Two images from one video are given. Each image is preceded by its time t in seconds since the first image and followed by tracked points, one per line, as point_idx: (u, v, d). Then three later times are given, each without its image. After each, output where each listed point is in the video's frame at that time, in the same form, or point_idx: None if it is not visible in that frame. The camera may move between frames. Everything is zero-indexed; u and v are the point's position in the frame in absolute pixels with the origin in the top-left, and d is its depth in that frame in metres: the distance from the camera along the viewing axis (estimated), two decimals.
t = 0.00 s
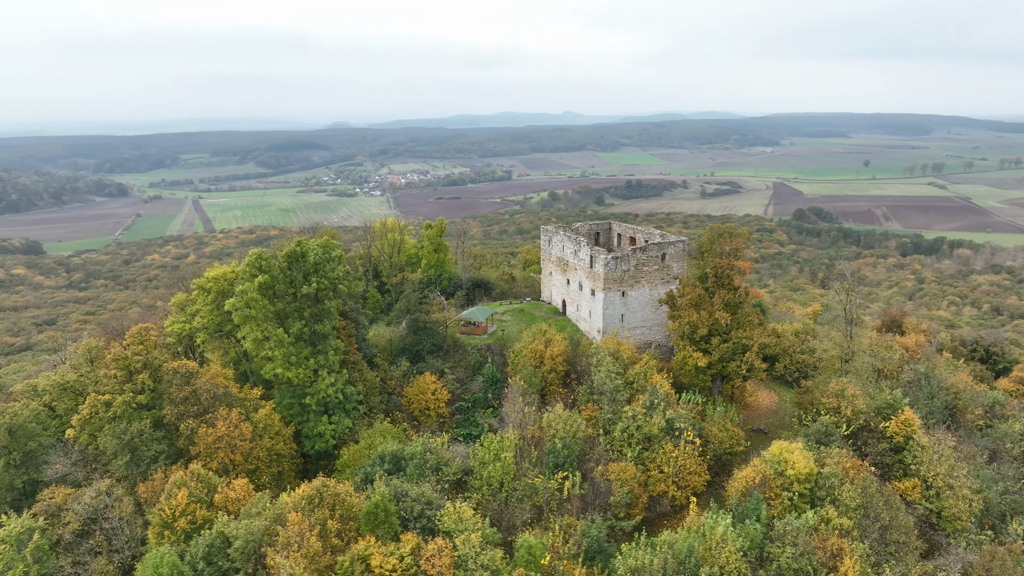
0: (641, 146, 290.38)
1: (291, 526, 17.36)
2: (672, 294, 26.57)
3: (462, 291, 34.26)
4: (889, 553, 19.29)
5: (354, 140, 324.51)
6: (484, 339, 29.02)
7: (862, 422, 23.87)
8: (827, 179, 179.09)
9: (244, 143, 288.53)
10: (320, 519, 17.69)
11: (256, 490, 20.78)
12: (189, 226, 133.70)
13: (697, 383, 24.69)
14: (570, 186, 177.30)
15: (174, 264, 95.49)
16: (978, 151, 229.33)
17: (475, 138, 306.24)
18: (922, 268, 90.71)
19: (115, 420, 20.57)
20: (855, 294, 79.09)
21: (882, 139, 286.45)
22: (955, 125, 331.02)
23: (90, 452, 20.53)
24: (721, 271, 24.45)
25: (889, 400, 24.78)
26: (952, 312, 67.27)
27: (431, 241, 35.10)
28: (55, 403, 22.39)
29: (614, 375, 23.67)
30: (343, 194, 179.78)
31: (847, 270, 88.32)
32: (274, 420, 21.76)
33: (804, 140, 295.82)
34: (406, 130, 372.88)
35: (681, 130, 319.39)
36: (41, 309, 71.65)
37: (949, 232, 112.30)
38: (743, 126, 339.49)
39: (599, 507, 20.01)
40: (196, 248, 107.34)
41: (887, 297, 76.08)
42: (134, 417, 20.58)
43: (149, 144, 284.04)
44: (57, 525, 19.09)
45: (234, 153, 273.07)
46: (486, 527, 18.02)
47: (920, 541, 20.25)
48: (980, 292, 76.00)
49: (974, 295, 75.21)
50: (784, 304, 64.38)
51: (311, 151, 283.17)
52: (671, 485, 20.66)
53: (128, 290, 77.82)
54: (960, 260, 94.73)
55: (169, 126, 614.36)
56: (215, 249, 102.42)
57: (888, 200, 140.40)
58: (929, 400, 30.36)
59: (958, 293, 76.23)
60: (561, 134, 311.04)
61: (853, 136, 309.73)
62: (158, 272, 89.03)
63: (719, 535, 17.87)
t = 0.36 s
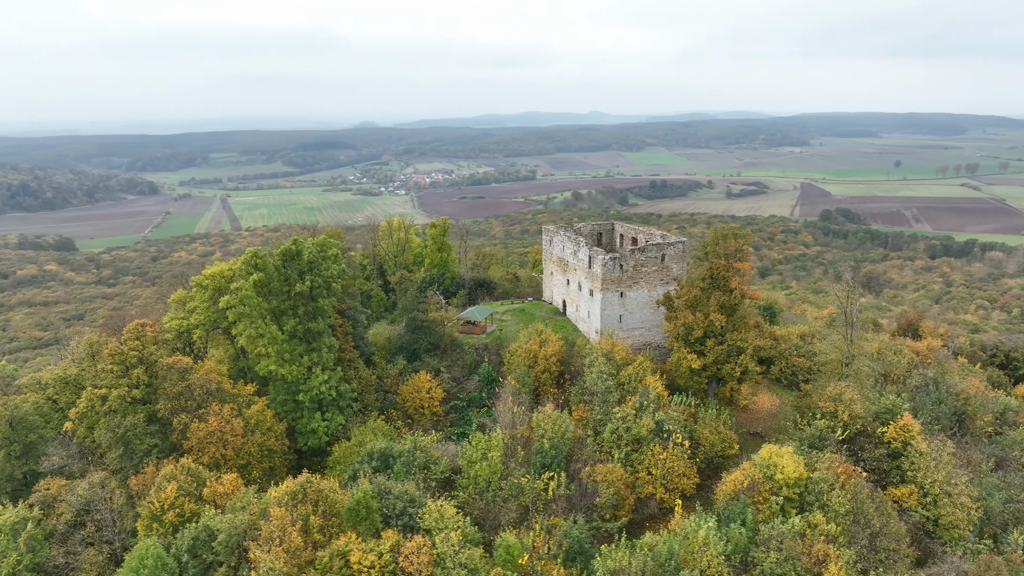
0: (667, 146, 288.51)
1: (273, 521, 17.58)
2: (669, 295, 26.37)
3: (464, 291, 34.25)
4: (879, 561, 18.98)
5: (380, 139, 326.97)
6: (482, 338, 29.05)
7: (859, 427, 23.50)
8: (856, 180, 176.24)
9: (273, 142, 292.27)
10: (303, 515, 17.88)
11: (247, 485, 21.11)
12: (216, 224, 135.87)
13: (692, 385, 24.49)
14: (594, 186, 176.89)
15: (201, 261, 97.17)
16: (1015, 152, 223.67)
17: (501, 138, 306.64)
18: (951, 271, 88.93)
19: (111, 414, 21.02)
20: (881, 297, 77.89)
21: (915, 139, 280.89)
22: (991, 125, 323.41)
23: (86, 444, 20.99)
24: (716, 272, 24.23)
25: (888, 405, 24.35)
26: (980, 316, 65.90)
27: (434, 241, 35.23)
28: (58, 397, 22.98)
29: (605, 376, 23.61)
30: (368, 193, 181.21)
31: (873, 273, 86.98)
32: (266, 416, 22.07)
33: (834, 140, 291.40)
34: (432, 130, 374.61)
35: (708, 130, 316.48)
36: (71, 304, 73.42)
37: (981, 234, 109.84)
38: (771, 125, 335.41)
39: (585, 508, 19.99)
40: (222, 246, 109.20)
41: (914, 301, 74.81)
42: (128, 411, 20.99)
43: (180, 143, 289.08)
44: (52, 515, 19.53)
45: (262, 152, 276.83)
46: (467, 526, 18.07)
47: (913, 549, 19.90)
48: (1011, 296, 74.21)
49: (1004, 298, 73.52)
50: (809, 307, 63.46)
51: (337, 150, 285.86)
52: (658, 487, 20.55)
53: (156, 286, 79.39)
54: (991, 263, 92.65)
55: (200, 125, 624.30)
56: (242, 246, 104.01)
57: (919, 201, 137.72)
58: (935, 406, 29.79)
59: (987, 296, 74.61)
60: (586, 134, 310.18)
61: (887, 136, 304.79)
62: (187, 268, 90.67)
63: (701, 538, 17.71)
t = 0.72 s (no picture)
0: (693, 146, 286.18)
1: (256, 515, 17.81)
2: (665, 295, 26.24)
3: (465, 291, 34.32)
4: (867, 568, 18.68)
5: (406, 138, 328.92)
6: (479, 338, 29.08)
7: (855, 432, 23.17)
8: (885, 181, 173.15)
9: (300, 142, 295.75)
10: (286, 510, 18.11)
11: (238, 479, 21.43)
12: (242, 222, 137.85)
13: (686, 388, 24.34)
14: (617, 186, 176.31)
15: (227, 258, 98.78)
16: None
17: (525, 138, 306.51)
18: (980, 274, 87.06)
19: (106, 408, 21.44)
20: (906, 300, 76.67)
21: (949, 139, 274.96)
22: None
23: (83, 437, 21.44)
24: (711, 274, 24.06)
25: (886, 410, 23.93)
26: (1010, 321, 64.49)
27: (436, 240, 35.33)
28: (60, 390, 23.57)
29: (596, 377, 23.54)
30: (392, 192, 182.37)
31: (899, 276, 85.55)
32: (258, 412, 22.39)
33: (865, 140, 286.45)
34: (457, 129, 375.91)
35: (735, 130, 313.14)
36: (101, 300, 75.23)
37: (1013, 237, 107.31)
38: (800, 125, 330.80)
39: (570, 508, 19.96)
40: (247, 244, 111.12)
41: (940, 304, 73.54)
42: (123, 405, 21.40)
43: (210, 143, 293.96)
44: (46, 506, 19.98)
45: (289, 151, 280.27)
46: (446, 524, 18.14)
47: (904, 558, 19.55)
48: None
49: None
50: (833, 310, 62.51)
51: (363, 150, 288.24)
52: (644, 489, 20.45)
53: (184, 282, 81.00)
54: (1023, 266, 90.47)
55: (229, 125, 633.45)
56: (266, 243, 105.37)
57: (950, 203, 135.03)
58: (941, 412, 29.20)
59: (1017, 300, 72.87)
60: (612, 133, 308.92)
61: (920, 136, 298.72)
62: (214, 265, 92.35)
63: (682, 541, 17.59)
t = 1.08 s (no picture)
0: (719, 146, 283.59)
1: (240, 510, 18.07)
2: (660, 297, 26.08)
3: (466, 290, 34.39)
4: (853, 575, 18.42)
5: (431, 138, 330.44)
6: (477, 338, 29.11)
7: (849, 437, 22.85)
8: (916, 182, 169.93)
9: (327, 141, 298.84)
10: (269, 505, 18.35)
11: (229, 475, 21.73)
12: (267, 220, 139.72)
13: (679, 389, 24.18)
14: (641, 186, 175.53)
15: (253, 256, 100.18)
16: None
17: (550, 138, 306.18)
18: (1010, 277, 85.11)
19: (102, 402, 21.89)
20: (933, 304, 75.28)
21: (984, 140, 268.89)
22: None
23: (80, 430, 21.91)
24: (705, 276, 23.95)
25: (883, 414, 23.55)
26: None
27: (439, 240, 35.43)
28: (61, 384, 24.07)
29: (587, 378, 23.46)
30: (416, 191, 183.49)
31: (926, 279, 84.02)
32: (251, 408, 22.70)
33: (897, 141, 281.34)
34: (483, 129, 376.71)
35: (762, 130, 309.59)
36: (129, 296, 76.78)
37: None
38: (829, 125, 325.93)
39: (554, 509, 19.94)
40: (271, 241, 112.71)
41: (967, 308, 72.08)
42: (118, 399, 21.83)
43: (239, 142, 298.25)
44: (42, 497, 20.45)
45: (316, 150, 283.26)
46: (427, 522, 18.24)
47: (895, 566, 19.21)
48: None
49: None
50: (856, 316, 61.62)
51: (389, 149, 290.09)
52: (631, 491, 20.34)
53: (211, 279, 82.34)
54: None
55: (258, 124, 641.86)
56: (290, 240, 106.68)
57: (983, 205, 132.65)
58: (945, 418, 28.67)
59: None
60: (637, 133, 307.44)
61: (954, 136, 292.47)
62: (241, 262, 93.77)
63: (662, 544, 17.52)
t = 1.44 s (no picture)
0: (746, 146, 280.70)
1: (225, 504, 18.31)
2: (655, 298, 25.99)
3: (468, 289, 34.49)
4: None
5: (456, 138, 331.53)
6: (475, 337, 29.17)
7: (843, 442, 22.52)
8: (948, 183, 166.42)
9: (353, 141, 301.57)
10: (253, 500, 18.58)
11: (221, 469, 22.02)
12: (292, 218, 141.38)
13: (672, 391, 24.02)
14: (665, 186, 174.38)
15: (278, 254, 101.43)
16: None
17: (575, 137, 305.49)
18: None
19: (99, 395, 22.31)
20: (960, 307, 73.78)
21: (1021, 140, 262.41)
22: None
23: (78, 422, 22.37)
24: (699, 277, 23.83)
25: (879, 419, 23.17)
26: None
27: (442, 239, 35.64)
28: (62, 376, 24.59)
29: (578, 379, 23.41)
30: (440, 190, 184.44)
31: (955, 281, 82.29)
32: (244, 404, 22.98)
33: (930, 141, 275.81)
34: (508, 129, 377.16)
35: (791, 130, 305.58)
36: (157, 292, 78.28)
37: None
38: (860, 125, 320.63)
39: (539, 509, 19.93)
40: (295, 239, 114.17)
41: (996, 310, 70.48)
42: (114, 392, 22.22)
43: (268, 141, 302.18)
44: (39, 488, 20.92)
45: (342, 149, 285.97)
46: (408, 520, 18.32)
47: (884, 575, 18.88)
48: None
49: None
50: (880, 321, 60.63)
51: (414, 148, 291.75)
52: (617, 493, 20.26)
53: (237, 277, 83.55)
54: None
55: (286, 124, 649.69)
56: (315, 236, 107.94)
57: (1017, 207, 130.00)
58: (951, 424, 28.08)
59: None
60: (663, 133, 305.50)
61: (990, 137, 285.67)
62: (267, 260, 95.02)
63: (641, 546, 17.48)
